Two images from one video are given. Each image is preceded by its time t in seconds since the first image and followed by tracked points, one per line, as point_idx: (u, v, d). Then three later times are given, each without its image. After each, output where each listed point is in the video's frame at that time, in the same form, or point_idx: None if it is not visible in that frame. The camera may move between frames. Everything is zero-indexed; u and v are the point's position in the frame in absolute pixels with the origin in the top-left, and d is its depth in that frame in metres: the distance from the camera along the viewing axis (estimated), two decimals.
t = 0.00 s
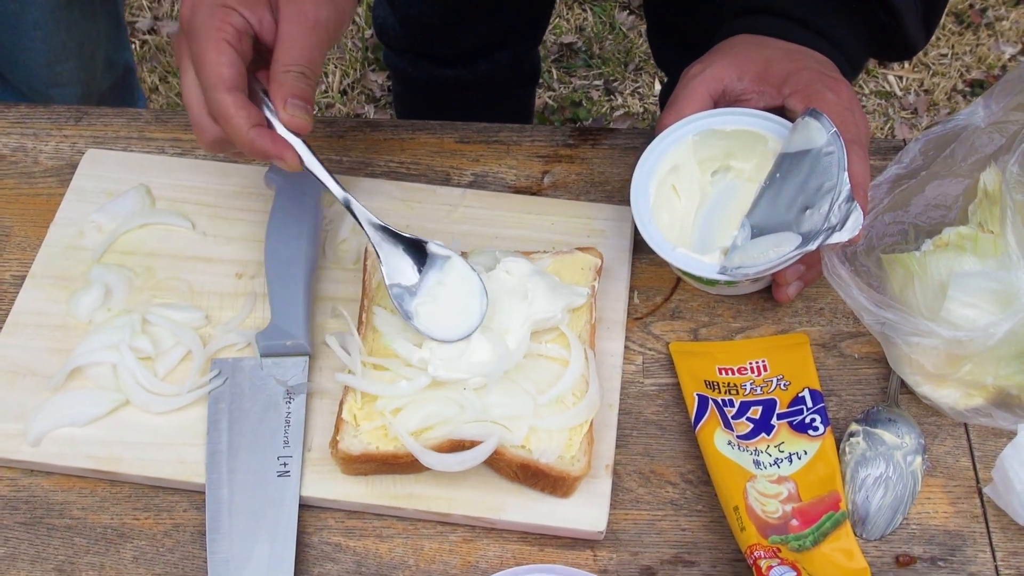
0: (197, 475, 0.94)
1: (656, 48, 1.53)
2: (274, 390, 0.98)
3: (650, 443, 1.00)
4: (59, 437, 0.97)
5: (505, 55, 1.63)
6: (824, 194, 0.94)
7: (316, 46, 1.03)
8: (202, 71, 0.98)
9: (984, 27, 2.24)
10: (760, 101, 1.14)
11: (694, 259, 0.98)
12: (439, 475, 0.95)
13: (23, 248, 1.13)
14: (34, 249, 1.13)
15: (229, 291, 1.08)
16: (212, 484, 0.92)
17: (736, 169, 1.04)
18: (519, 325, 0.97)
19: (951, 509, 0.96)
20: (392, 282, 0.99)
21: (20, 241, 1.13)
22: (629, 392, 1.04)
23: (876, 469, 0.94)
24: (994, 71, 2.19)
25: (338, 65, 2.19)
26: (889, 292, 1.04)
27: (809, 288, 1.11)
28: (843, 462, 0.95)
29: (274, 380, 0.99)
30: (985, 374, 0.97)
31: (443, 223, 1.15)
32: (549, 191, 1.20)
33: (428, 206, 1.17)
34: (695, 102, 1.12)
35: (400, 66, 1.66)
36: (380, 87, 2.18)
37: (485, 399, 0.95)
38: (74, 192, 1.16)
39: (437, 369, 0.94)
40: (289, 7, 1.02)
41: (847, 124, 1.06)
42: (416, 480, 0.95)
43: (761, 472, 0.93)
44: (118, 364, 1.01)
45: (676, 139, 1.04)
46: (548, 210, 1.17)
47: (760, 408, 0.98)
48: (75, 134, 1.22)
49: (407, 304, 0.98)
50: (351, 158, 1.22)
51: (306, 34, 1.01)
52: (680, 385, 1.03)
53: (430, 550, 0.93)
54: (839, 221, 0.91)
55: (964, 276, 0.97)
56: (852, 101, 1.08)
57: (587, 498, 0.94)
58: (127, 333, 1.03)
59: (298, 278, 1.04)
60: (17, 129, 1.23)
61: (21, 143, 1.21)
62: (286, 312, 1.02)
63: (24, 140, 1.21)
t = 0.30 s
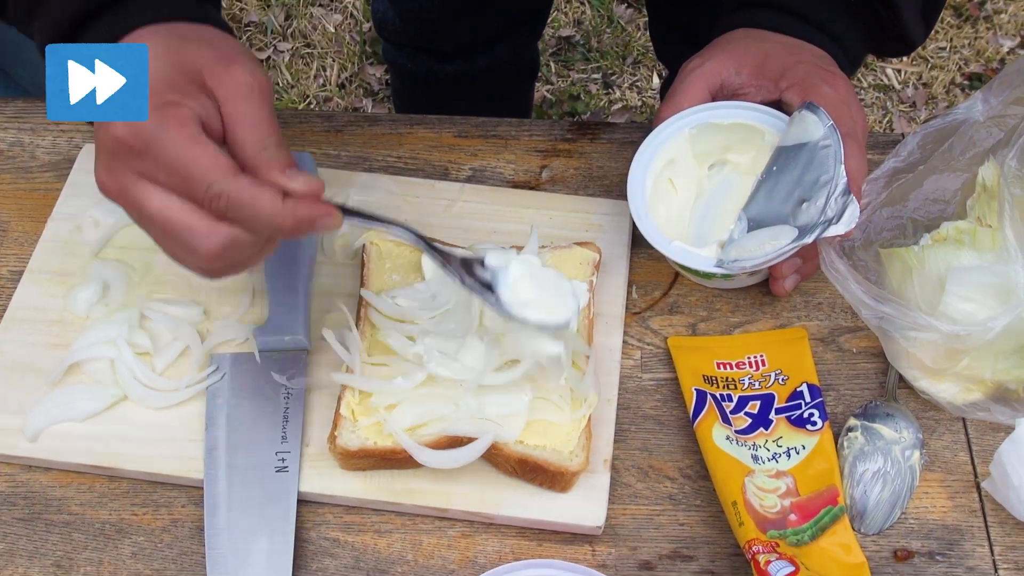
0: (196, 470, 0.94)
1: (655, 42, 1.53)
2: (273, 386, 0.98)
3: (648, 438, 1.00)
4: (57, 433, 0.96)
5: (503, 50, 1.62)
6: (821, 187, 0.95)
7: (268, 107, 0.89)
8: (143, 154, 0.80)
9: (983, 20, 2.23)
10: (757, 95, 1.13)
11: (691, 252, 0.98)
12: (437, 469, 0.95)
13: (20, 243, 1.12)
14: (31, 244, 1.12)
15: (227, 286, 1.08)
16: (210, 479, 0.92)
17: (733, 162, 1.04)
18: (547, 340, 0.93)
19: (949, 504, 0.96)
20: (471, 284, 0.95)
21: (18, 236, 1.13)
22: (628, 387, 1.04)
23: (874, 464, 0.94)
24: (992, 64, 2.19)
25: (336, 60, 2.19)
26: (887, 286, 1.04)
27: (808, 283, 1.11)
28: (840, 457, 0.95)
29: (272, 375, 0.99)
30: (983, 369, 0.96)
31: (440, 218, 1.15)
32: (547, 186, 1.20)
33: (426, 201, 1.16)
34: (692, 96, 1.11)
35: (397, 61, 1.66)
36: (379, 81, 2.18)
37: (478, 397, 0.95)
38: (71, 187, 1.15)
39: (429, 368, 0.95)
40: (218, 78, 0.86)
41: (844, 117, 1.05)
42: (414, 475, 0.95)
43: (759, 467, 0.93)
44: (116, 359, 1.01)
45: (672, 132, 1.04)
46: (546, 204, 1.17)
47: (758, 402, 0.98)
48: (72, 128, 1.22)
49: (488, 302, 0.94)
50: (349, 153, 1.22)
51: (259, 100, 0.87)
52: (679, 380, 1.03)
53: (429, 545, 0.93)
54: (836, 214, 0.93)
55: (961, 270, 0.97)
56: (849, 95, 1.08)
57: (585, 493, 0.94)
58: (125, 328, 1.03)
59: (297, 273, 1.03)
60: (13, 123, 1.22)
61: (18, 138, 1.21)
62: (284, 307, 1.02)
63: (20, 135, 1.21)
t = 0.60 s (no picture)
0: (198, 461, 0.95)
1: (655, 37, 1.53)
2: (274, 378, 0.99)
3: (648, 430, 1.01)
4: (61, 424, 0.97)
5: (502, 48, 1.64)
6: (813, 184, 0.96)
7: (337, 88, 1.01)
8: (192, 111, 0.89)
9: (981, 17, 2.24)
10: (753, 93, 1.14)
11: (685, 247, 0.99)
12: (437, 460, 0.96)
13: (24, 236, 1.13)
14: (35, 237, 1.13)
15: (229, 279, 1.08)
16: (213, 470, 0.93)
17: (729, 158, 1.05)
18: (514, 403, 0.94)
19: (946, 496, 0.97)
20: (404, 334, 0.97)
21: (21, 229, 1.13)
22: (627, 380, 1.05)
23: (871, 457, 0.95)
24: (991, 61, 2.19)
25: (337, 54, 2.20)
26: (885, 280, 1.05)
27: (806, 277, 1.12)
28: (838, 450, 0.96)
29: (273, 368, 0.99)
30: (979, 362, 0.98)
31: (440, 212, 1.16)
32: (547, 180, 1.21)
33: (427, 195, 1.17)
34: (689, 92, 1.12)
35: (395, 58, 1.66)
36: (378, 77, 2.19)
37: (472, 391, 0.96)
38: (75, 181, 1.16)
39: (418, 364, 0.96)
40: (316, 48, 1.01)
41: (837, 114, 1.06)
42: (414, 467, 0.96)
43: (757, 459, 0.94)
44: (119, 351, 1.01)
45: (668, 129, 1.04)
46: (547, 198, 1.17)
47: (756, 396, 0.99)
48: (75, 122, 1.22)
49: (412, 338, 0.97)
50: (350, 147, 1.23)
51: (336, 80, 1.01)
52: (677, 373, 1.04)
53: (430, 536, 0.94)
54: (828, 211, 0.93)
55: (959, 264, 0.98)
56: (843, 93, 1.09)
57: (584, 484, 0.95)
58: (128, 321, 1.04)
59: (300, 267, 1.04)
60: (17, 116, 1.23)
61: (21, 131, 1.21)
62: (284, 299, 1.02)
63: (24, 128, 1.22)
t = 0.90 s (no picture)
0: (28, 510, 0.81)
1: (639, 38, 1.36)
2: (129, 415, 0.84)
3: (567, 498, 0.84)
4: None
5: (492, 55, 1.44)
6: (772, 208, 0.80)
7: (113, 22, 0.89)
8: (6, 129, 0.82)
9: None
10: (721, 100, 0.97)
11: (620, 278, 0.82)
12: (307, 523, 0.81)
13: None
14: None
15: (101, 295, 0.95)
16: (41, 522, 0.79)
17: (692, 176, 0.87)
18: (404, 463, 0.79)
19: None
20: (210, 314, 0.85)
21: None
22: (550, 435, 0.88)
23: (833, 546, 0.77)
24: None
25: (358, 58, 1.90)
26: (864, 329, 0.87)
27: (779, 320, 0.94)
28: (793, 534, 0.79)
29: (127, 402, 0.85)
30: (975, 436, 0.79)
31: (356, 226, 1.01)
32: (486, 195, 1.04)
33: (343, 207, 1.02)
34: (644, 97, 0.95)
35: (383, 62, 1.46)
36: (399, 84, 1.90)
37: (344, 443, 0.80)
38: None
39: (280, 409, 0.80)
40: None
41: (813, 132, 0.91)
42: (280, 528, 0.81)
43: (692, 542, 0.77)
44: None
45: (618, 136, 0.87)
46: (481, 216, 1.02)
47: (702, 462, 0.82)
48: None
49: (228, 339, 0.84)
50: (268, 149, 1.09)
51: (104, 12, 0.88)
52: (609, 430, 0.87)
53: None
54: (785, 241, 0.77)
55: (952, 315, 0.79)
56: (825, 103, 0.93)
57: (478, 562, 0.79)
58: None
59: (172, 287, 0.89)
60: None
61: None
62: (153, 321, 0.87)
63: None
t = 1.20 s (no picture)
0: (110, 472, 0.86)
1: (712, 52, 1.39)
2: (207, 388, 0.89)
3: (618, 494, 0.88)
4: None
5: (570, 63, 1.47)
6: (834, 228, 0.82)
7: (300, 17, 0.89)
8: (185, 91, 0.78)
9: None
10: (792, 117, 1.00)
11: (682, 285, 0.85)
12: (369, 502, 0.85)
13: None
14: None
15: (186, 274, 1.00)
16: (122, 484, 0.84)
17: (758, 190, 0.89)
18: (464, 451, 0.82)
19: None
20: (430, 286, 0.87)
21: None
22: (605, 433, 0.91)
23: (874, 557, 0.80)
24: None
25: (440, 56, 1.94)
26: (921, 349, 0.89)
27: (836, 335, 0.96)
28: (837, 543, 0.82)
29: (207, 376, 0.90)
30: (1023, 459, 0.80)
31: (428, 220, 1.05)
32: (557, 198, 1.08)
33: (419, 202, 1.06)
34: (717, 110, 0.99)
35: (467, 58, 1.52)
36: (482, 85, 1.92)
37: (410, 428, 0.84)
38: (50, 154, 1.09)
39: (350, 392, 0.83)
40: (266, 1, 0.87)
41: (877, 153, 0.92)
42: (343, 505, 0.85)
43: (737, 544, 0.80)
44: (53, 342, 0.94)
45: (689, 148, 0.91)
46: (550, 218, 1.05)
47: (752, 467, 0.85)
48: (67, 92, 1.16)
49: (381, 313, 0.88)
50: (350, 143, 1.13)
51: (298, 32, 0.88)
52: (663, 432, 0.90)
53: None
54: (844, 261, 0.80)
55: (1007, 338, 0.82)
56: (893, 125, 0.94)
57: (529, 549, 0.82)
58: (68, 309, 0.96)
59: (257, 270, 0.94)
60: (10, 82, 1.17)
61: (12, 98, 1.16)
62: (235, 302, 0.93)
63: (15, 95, 1.16)
